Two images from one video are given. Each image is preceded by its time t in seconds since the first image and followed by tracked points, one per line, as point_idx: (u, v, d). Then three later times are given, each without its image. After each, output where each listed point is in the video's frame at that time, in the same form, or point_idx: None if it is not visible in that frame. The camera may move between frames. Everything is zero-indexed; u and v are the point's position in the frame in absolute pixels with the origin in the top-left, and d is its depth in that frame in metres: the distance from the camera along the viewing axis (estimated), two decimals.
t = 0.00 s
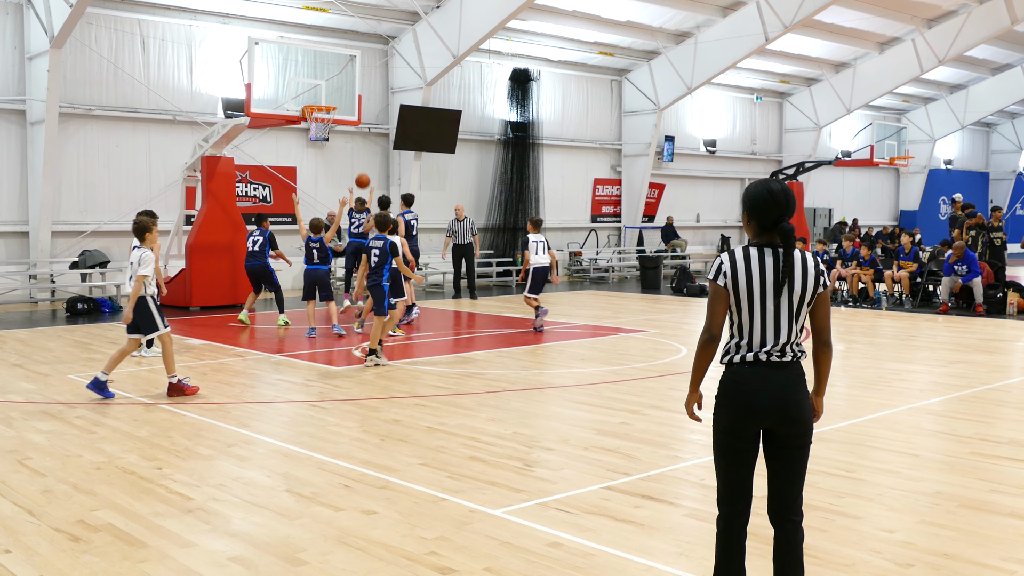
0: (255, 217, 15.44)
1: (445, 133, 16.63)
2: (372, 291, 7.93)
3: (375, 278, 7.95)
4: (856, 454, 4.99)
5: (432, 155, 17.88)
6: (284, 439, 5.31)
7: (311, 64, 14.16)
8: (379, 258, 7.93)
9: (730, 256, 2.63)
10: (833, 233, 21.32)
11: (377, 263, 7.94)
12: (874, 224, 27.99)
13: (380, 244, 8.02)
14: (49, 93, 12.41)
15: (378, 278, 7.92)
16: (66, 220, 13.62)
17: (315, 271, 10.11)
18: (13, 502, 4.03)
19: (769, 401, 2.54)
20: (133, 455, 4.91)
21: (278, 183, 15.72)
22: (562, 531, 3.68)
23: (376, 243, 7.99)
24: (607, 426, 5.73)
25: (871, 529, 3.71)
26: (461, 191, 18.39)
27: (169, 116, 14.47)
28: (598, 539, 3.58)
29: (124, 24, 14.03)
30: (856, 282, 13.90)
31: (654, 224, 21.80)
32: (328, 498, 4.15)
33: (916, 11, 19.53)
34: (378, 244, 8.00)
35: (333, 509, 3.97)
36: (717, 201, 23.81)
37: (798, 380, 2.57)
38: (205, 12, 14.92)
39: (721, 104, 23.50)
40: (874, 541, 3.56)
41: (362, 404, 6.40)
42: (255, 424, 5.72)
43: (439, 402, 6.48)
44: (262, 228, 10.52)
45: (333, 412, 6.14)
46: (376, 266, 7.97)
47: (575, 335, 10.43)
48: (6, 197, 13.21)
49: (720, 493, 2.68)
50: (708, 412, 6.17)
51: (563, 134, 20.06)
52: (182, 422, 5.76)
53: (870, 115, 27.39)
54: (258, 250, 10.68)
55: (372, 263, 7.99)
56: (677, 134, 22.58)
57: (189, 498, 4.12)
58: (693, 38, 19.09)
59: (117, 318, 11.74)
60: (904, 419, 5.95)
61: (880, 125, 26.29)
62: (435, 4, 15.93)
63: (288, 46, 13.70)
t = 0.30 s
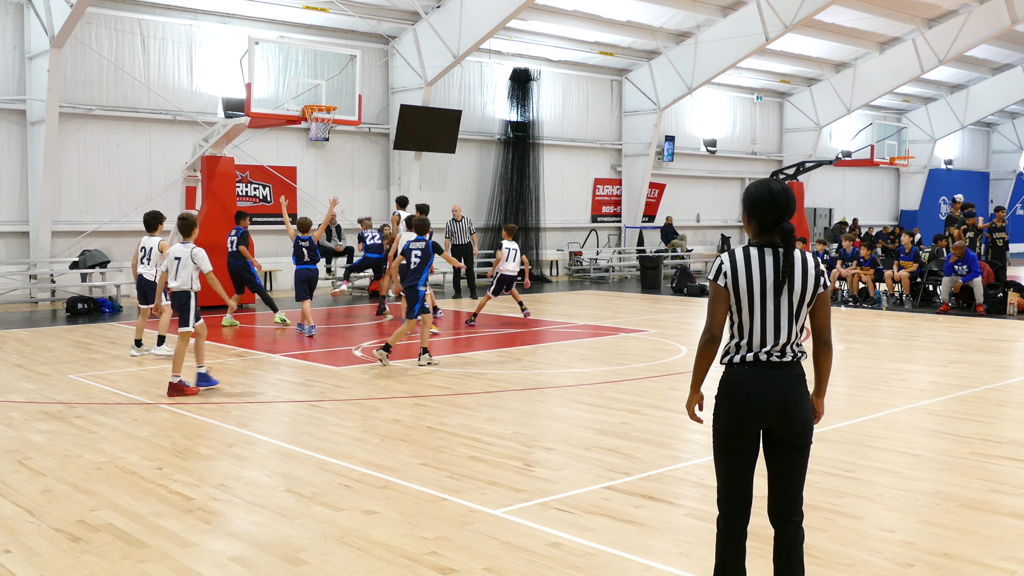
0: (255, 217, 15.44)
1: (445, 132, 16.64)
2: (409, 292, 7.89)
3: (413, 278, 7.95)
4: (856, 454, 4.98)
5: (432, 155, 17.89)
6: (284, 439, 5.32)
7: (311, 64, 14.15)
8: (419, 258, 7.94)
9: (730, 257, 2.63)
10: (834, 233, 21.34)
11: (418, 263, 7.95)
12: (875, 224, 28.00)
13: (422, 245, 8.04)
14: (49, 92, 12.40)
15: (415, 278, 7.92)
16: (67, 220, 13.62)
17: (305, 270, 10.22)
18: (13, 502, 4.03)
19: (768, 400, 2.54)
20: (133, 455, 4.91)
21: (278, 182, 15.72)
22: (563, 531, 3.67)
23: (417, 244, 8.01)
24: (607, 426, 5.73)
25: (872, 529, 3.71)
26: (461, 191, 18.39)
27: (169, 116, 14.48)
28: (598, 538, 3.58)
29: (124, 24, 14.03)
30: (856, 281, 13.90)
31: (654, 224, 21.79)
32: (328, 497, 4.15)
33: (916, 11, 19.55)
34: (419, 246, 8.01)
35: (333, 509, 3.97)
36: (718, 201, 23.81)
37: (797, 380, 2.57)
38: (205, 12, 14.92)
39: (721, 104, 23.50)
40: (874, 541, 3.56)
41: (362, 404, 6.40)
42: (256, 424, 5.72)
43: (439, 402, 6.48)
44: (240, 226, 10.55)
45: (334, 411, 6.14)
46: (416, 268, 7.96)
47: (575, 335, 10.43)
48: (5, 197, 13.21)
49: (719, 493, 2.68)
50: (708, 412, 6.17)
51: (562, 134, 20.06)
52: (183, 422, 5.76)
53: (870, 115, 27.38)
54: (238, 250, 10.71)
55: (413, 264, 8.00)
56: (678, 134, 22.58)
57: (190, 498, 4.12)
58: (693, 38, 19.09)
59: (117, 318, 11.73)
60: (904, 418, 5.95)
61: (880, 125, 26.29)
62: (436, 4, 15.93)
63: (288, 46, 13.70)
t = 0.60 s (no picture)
0: (255, 216, 15.42)
1: (445, 132, 16.63)
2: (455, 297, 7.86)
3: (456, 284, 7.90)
4: (856, 453, 4.98)
5: (432, 155, 17.89)
6: (284, 438, 5.31)
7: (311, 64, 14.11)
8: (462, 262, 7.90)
9: (729, 256, 2.62)
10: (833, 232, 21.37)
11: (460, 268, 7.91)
12: (874, 224, 28.00)
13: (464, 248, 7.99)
14: (49, 92, 12.39)
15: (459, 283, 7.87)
16: (67, 219, 13.63)
17: (291, 268, 10.22)
18: (13, 502, 4.03)
19: (767, 400, 2.54)
20: (133, 454, 4.91)
21: (278, 182, 15.71)
22: (563, 530, 3.67)
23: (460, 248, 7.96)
24: (607, 425, 5.73)
25: (871, 529, 3.71)
26: (461, 191, 18.38)
27: (169, 115, 14.48)
28: (598, 538, 3.58)
29: (124, 23, 14.03)
30: (856, 281, 13.89)
31: (653, 223, 21.76)
32: (328, 497, 4.15)
33: (916, 10, 19.56)
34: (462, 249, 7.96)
35: (334, 509, 3.97)
36: (717, 201, 23.81)
37: (796, 379, 2.57)
38: (205, 11, 14.91)
39: (721, 103, 23.50)
40: (874, 540, 3.56)
41: (362, 403, 6.40)
42: (256, 423, 5.72)
43: (439, 402, 6.48)
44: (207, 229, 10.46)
45: (334, 411, 6.14)
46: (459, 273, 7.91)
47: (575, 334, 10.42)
48: (5, 196, 13.20)
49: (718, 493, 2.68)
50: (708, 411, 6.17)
51: (562, 133, 20.06)
52: (182, 421, 5.76)
53: (870, 114, 27.36)
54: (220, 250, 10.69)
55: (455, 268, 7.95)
56: (677, 134, 22.58)
57: (190, 497, 4.12)
58: (693, 38, 19.08)
59: (117, 317, 11.72)
60: (904, 418, 5.96)
61: (880, 125, 26.31)
62: (436, 3, 15.93)
63: (288, 46, 13.70)
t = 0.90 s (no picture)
0: (255, 216, 15.43)
1: (445, 132, 16.63)
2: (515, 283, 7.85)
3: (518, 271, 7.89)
4: (856, 453, 4.99)
5: (432, 155, 17.89)
6: (283, 439, 5.31)
7: (311, 64, 14.09)
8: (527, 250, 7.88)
9: (724, 258, 2.65)
10: (833, 232, 21.38)
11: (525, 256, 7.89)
12: (874, 224, 28.01)
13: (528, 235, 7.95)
14: (49, 92, 12.39)
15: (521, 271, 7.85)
16: (67, 220, 13.63)
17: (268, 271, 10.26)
18: (12, 502, 4.03)
19: (765, 402, 2.53)
20: (133, 455, 4.92)
21: (277, 182, 15.72)
22: (563, 530, 3.67)
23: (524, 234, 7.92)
24: (606, 425, 5.73)
25: (871, 529, 3.71)
26: (461, 191, 18.38)
27: (168, 116, 14.47)
28: (598, 538, 3.58)
29: (123, 24, 14.03)
30: (855, 281, 13.88)
31: (653, 223, 21.73)
32: (328, 497, 4.15)
33: (916, 11, 19.57)
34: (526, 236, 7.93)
35: (333, 509, 3.96)
36: (717, 201, 23.80)
37: (794, 381, 2.55)
38: (205, 12, 14.91)
39: (720, 103, 23.51)
40: (873, 540, 3.57)
41: (362, 403, 6.40)
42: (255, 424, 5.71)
43: (439, 402, 6.48)
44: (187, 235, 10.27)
45: (333, 411, 6.14)
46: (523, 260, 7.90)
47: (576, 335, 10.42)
48: (4, 196, 13.19)
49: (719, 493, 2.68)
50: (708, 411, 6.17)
51: (562, 134, 20.06)
52: (182, 422, 5.76)
53: (870, 114, 27.33)
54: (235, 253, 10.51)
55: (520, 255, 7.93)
56: (677, 134, 22.57)
57: (189, 498, 4.12)
58: (693, 38, 19.08)
59: (116, 318, 11.71)
60: (903, 418, 5.96)
61: (879, 125, 26.33)
62: (435, 4, 15.92)
63: (288, 46, 13.70)
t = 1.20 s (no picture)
0: (254, 217, 15.43)
1: (444, 132, 16.63)
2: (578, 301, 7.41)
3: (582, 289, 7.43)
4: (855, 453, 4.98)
5: (431, 155, 17.89)
6: (283, 439, 5.31)
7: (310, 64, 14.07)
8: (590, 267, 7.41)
9: (751, 275, 2.53)
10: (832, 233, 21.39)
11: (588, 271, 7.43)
12: (874, 224, 28.03)
13: (595, 251, 7.42)
14: (48, 92, 12.39)
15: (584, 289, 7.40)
16: (66, 220, 13.63)
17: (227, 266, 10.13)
18: (12, 502, 4.03)
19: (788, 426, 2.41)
20: (132, 455, 4.92)
21: (277, 182, 15.71)
22: (562, 530, 3.68)
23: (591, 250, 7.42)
24: (606, 425, 5.74)
25: (871, 529, 3.71)
26: (461, 190, 18.40)
27: (168, 116, 14.47)
28: (598, 538, 3.58)
29: (123, 24, 14.03)
30: (855, 281, 13.87)
31: (653, 223, 21.71)
32: (328, 497, 4.14)
33: (915, 11, 19.58)
34: (593, 252, 7.43)
35: (333, 509, 3.97)
36: (717, 201, 23.81)
37: (820, 406, 2.41)
38: (204, 12, 14.89)
39: (720, 103, 23.51)
40: (874, 540, 3.56)
41: (361, 403, 6.40)
42: (254, 424, 5.71)
43: (438, 401, 6.48)
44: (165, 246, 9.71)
45: (333, 411, 6.14)
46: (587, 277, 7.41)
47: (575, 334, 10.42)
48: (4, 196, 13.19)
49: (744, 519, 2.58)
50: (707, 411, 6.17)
51: (561, 133, 20.06)
52: (182, 422, 5.76)
53: (869, 114, 27.32)
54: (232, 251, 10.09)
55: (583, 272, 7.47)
56: (676, 134, 22.58)
57: (189, 498, 4.12)
58: (692, 38, 19.08)
59: (116, 318, 11.70)
60: (903, 418, 5.96)
61: (879, 125, 26.34)
62: (435, 4, 15.90)
63: (287, 46, 13.69)
